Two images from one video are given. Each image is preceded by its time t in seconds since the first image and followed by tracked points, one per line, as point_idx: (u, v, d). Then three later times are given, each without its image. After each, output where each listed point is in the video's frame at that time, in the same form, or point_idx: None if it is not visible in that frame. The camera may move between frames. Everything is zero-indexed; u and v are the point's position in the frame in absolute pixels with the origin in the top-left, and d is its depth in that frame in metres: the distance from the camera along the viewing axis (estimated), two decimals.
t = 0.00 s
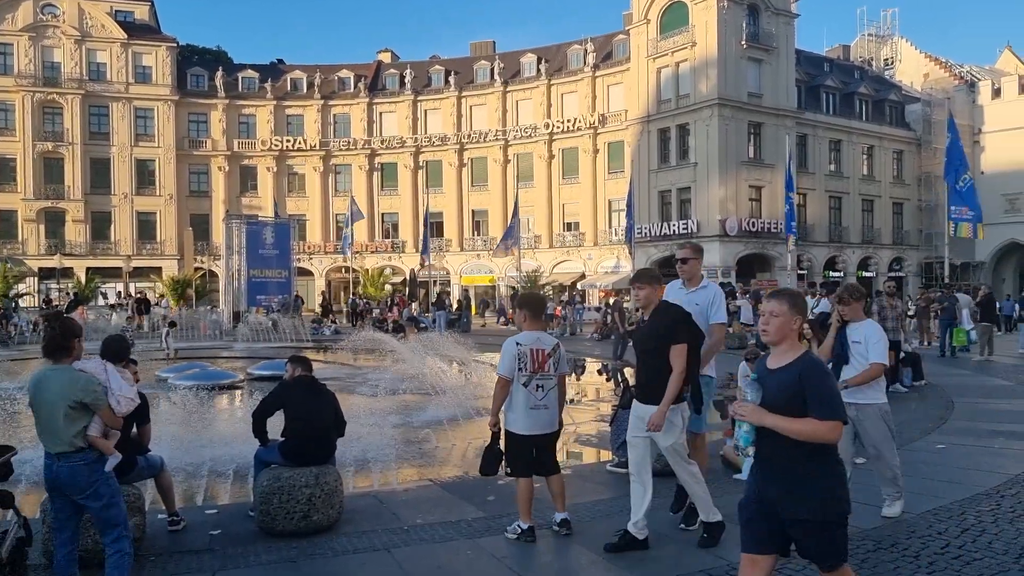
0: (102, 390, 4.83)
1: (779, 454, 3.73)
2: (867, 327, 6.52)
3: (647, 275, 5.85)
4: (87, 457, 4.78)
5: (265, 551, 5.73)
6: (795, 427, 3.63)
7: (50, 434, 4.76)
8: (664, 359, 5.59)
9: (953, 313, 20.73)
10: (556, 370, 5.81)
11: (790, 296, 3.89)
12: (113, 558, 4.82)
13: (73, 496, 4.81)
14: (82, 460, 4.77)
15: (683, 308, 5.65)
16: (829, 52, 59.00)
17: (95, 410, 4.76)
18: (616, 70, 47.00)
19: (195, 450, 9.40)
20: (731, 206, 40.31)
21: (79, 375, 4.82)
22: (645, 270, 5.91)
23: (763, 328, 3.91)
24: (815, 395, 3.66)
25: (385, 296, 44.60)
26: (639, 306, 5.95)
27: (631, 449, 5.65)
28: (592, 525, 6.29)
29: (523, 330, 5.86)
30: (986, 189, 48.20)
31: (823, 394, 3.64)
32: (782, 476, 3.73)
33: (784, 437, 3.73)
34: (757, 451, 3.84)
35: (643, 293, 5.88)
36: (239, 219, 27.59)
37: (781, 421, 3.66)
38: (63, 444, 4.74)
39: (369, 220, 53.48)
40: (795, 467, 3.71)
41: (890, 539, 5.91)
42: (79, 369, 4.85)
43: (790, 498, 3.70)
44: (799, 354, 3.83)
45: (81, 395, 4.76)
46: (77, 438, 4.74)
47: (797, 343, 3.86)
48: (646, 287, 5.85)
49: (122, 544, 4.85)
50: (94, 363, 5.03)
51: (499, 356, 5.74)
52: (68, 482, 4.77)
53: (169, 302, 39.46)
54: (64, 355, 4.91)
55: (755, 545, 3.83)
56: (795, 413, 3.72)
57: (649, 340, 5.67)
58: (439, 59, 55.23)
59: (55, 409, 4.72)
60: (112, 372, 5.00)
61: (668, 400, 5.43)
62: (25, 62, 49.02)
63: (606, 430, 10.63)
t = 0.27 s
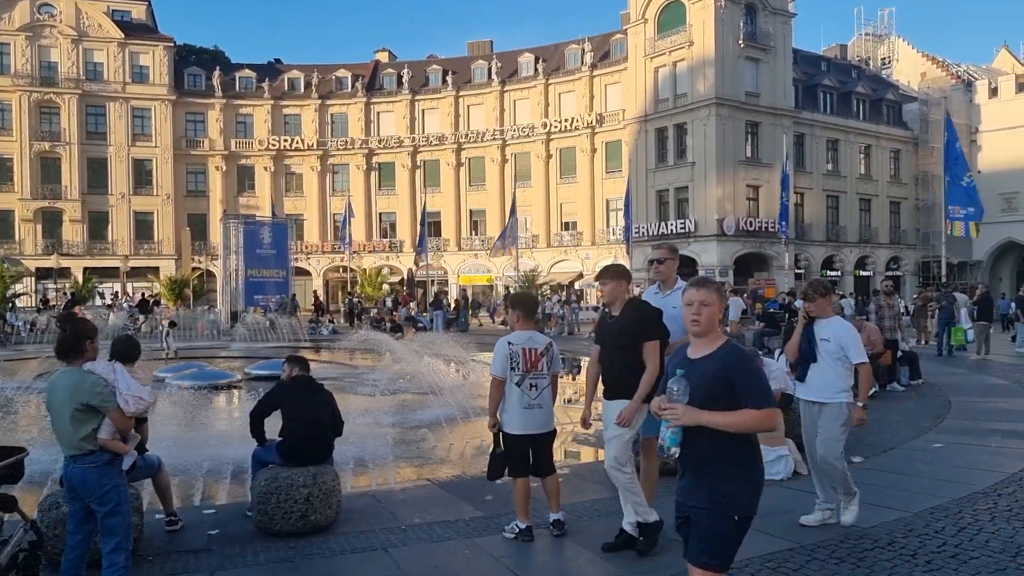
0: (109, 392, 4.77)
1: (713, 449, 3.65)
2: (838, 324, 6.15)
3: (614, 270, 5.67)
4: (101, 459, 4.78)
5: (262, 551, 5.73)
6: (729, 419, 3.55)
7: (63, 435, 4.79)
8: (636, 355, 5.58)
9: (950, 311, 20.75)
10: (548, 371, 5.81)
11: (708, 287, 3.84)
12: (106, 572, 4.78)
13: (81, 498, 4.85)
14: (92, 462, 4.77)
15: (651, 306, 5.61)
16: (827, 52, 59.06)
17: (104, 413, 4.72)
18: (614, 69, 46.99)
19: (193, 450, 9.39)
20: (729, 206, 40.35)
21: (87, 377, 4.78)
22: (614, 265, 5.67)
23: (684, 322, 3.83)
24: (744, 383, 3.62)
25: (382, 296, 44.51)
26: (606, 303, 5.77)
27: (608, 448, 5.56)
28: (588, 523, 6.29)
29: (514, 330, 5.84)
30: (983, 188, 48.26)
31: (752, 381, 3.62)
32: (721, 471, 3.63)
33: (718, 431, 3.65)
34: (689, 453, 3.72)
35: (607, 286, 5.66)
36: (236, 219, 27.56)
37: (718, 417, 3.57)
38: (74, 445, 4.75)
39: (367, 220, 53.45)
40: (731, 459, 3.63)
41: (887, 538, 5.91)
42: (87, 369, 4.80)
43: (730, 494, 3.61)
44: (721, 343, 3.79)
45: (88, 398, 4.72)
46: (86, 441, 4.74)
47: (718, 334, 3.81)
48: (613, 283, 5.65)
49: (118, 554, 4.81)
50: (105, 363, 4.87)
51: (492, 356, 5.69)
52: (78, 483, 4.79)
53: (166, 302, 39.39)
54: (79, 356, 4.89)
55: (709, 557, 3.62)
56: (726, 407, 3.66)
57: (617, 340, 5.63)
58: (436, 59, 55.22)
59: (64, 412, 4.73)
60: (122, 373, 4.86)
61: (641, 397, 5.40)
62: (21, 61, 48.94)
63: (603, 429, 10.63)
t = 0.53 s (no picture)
0: (119, 392, 4.86)
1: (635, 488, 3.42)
2: (810, 329, 5.87)
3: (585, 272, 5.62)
4: (114, 460, 4.82)
5: (260, 550, 5.72)
6: (653, 457, 3.32)
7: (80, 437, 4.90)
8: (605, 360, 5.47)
9: (948, 311, 20.76)
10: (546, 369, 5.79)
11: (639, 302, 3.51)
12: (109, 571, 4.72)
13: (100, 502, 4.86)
14: (106, 463, 4.81)
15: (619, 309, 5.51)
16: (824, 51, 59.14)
17: (115, 413, 4.79)
18: (612, 69, 46.99)
19: (190, 449, 9.37)
20: (726, 205, 40.38)
21: (97, 377, 4.91)
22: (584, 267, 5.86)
23: (609, 339, 3.50)
24: (671, 415, 3.36)
25: (380, 295, 44.45)
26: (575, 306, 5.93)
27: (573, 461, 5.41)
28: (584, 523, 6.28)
29: (512, 330, 5.86)
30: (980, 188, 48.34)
31: (681, 412, 3.36)
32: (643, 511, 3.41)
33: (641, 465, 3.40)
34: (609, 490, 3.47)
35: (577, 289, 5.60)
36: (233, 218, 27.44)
37: (641, 454, 3.33)
38: (89, 448, 4.82)
39: (365, 219, 53.42)
40: (653, 497, 3.42)
41: (883, 537, 5.91)
42: (97, 370, 4.94)
43: (649, 533, 3.42)
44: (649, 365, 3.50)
45: (101, 399, 4.82)
46: (98, 443, 4.79)
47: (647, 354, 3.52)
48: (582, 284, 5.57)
49: (123, 558, 4.75)
50: (115, 363, 4.98)
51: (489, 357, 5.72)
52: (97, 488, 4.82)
53: (163, 302, 39.31)
54: (95, 357, 5.07)
55: None
56: (650, 438, 3.39)
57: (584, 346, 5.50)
58: (434, 58, 55.20)
59: (77, 413, 4.86)
60: (132, 373, 4.91)
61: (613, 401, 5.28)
62: (18, 60, 48.86)
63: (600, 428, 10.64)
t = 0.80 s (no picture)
0: (126, 393, 4.78)
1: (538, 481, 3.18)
2: (780, 328, 5.78)
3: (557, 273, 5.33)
4: (118, 461, 4.73)
5: (258, 550, 5.72)
6: (547, 451, 3.07)
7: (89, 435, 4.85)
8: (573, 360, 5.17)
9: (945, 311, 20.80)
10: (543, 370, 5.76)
11: (543, 287, 3.32)
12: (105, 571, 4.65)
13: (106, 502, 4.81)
14: (111, 463, 4.74)
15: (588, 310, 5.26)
16: (821, 51, 59.21)
17: (121, 414, 4.71)
18: (609, 68, 47.02)
19: (187, 449, 9.36)
20: (724, 205, 40.42)
21: (106, 377, 4.85)
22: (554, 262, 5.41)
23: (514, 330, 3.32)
24: (568, 403, 3.11)
25: (377, 295, 44.38)
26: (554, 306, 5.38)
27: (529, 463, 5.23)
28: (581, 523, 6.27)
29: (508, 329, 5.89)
30: (977, 187, 48.42)
31: (579, 400, 3.10)
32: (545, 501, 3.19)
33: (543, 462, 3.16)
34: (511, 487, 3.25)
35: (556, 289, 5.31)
36: (230, 217, 27.39)
37: (538, 445, 3.10)
38: (97, 447, 4.77)
39: (362, 219, 53.36)
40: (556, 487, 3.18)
41: (879, 536, 5.92)
42: (105, 369, 4.87)
43: (555, 534, 3.17)
44: (557, 352, 3.25)
45: (111, 400, 4.75)
46: (104, 442, 4.73)
47: (552, 342, 3.29)
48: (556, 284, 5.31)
49: (119, 559, 4.67)
50: (123, 363, 4.90)
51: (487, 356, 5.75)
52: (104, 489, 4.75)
53: (160, 301, 39.25)
54: (106, 356, 5.00)
55: None
56: (553, 432, 3.15)
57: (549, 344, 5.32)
58: (431, 57, 55.19)
59: (87, 411, 4.82)
60: (140, 375, 4.80)
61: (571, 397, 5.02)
62: (14, 59, 48.76)
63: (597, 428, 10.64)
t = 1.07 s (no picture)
0: (139, 395, 4.72)
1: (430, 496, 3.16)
2: (744, 328, 5.55)
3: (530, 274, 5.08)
4: (131, 461, 4.67)
5: (255, 550, 5.71)
6: (427, 469, 3.01)
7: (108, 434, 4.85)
8: (542, 358, 5.05)
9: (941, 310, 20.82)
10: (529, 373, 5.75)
11: (423, 298, 3.26)
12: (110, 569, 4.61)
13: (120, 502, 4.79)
14: (126, 463, 4.70)
15: (564, 308, 5.24)
16: (818, 51, 59.29)
17: (133, 414, 4.65)
18: (606, 68, 47.06)
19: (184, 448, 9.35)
20: (721, 204, 40.45)
21: (124, 377, 4.80)
22: (530, 266, 5.12)
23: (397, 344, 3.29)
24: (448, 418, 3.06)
25: (374, 295, 44.32)
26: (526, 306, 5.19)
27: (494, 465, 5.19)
28: (577, 522, 6.26)
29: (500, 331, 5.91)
30: (974, 187, 48.50)
31: (459, 416, 3.05)
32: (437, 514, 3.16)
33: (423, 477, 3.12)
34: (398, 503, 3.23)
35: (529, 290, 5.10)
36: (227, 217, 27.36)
37: (412, 464, 3.06)
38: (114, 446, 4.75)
39: (359, 218, 53.32)
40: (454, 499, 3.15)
41: (876, 535, 5.93)
42: (125, 369, 4.83)
43: (440, 552, 3.15)
44: (441, 366, 3.23)
45: (125, 400, 4.71)
46: (119, 442, 4.70)
47: (440, 353, 3.25)
48: (533, 285, 5.10)
49: (124, 556, 4.63)
50: (141, 364, 4.85)
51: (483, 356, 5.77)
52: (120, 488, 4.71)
53: (157, 300, 39.18)
54: (130, 355, 5.02)
55: None
56: (433, 448, 3.11)
57: (514, 340, 5.18)
58: (429, 56, 55.15)
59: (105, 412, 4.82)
60: (153, 376, 4.71)
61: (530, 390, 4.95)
62: (10, 58, 48.66)
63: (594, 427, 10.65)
